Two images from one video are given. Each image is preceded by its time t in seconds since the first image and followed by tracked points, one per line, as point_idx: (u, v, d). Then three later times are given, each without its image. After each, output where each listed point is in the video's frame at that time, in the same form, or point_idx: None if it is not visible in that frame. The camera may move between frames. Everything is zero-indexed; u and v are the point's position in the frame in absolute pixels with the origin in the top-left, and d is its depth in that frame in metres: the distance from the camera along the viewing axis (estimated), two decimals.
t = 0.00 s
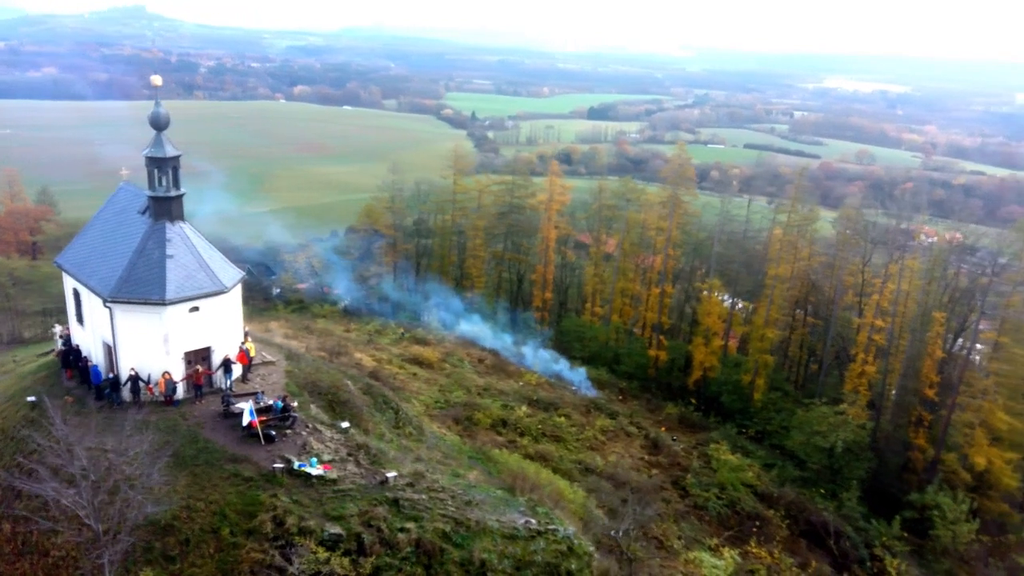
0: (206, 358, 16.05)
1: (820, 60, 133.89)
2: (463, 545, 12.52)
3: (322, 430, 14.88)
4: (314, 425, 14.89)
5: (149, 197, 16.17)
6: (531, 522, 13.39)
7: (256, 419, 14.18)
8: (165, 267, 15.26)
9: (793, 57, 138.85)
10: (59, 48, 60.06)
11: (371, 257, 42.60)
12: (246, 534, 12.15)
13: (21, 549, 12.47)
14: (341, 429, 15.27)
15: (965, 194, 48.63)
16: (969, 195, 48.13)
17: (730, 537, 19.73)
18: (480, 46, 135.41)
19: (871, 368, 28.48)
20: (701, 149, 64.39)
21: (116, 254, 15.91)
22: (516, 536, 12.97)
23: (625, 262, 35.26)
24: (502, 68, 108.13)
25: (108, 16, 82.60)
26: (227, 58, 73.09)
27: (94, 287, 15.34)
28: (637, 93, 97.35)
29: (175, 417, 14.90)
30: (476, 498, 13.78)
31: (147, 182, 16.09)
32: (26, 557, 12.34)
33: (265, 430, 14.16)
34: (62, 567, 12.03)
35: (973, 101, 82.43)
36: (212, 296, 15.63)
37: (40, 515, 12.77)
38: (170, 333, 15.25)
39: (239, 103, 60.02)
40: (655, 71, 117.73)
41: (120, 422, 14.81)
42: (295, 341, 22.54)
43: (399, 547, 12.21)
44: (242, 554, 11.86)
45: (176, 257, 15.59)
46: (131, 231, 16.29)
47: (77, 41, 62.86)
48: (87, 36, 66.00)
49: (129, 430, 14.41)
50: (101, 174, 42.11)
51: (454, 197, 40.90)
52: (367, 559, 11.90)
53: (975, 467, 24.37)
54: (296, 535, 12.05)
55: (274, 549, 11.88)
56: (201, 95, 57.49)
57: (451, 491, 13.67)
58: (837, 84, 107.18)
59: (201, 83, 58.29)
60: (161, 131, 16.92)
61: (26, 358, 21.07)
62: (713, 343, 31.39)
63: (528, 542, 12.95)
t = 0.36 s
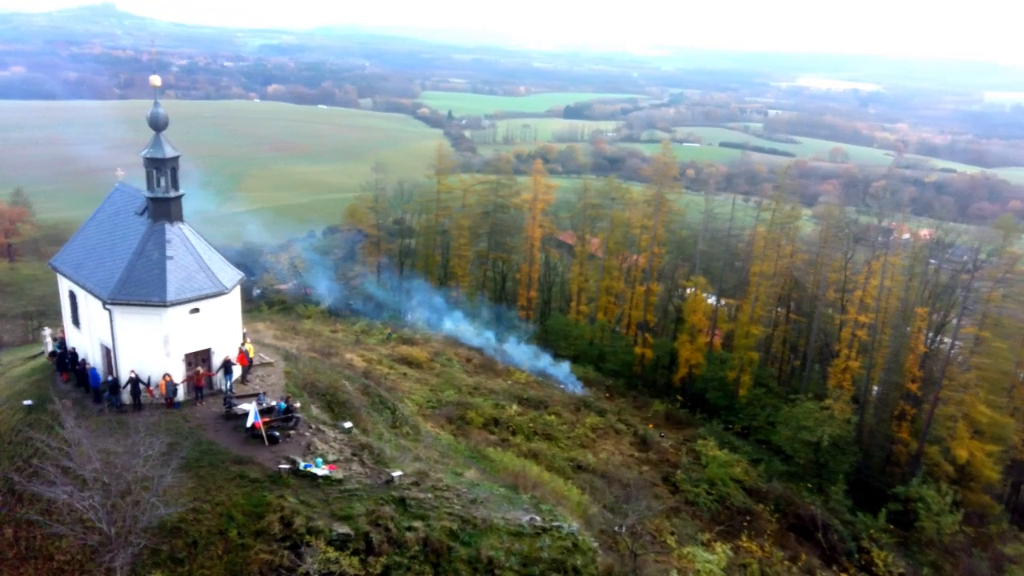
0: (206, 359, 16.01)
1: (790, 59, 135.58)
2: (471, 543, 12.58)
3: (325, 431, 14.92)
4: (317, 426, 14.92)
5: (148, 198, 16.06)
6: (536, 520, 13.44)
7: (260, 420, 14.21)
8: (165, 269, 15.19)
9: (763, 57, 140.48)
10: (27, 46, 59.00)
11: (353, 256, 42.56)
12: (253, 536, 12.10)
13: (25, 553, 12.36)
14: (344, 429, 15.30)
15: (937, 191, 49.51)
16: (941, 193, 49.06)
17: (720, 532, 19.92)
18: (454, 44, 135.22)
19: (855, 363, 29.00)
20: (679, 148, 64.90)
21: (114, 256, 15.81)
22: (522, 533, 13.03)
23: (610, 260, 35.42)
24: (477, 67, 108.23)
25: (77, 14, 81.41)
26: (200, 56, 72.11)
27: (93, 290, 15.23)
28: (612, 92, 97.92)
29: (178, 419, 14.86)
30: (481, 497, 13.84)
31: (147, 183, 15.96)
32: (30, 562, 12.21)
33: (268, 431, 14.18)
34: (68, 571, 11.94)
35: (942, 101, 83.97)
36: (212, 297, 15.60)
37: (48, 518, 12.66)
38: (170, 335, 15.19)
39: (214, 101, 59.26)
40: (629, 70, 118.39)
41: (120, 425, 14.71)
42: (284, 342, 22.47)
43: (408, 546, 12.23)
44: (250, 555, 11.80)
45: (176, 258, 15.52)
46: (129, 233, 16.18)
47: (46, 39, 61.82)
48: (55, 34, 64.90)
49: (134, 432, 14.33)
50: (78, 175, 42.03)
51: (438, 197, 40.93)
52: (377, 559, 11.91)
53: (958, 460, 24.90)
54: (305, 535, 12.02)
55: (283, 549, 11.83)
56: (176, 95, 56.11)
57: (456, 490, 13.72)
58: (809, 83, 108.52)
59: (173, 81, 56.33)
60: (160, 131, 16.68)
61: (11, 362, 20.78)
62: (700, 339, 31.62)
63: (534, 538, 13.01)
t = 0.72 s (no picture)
0: (207, 361, 15.94)
1: (763, 58, 136.94)
2: (478, 541, 12.65)
3: (329, 431, 14.97)
4: (320, 426, 14.97)
5: (148, 199, 15.97)
6: (541, 517, 13.57)
7: (264, 421, 14.17)
8: (165, 270, 15.13)
9: (738, 55, 141.86)
10: None
11: (339, 258, 42.68)
12: (262, 537, 12.06)
13: (30, 558, 12.21)
14: (347, 429, 15.34)
15: (911, 188, 50.28)
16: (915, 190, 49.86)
17: (712, 527, 20.09)
18: (430, 43, 134.91)
19: (840, 359, 29.38)
20: (658, 147, 65.33)
21: (113, 257, 15.70)
22: (528, 530, 13.13)
23: (596, 259, 35.58)
24: (454, 66, 108.22)
25: (47, 13, 80.44)
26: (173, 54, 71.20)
27: (93, 291, 15.14)
28: (589, 91, 98.37)
29: (181, 421, 14.82)
30: (485, 495, 13.94)
31: (146, 184, 15.87)
32: (34, 566, 12.06)
33: (273, 432, 14.19)
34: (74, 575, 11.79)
35: (914, 100, 85.31)
36: (212, 299, 15.56)
37: (57, 522, 12.54)
38: (171, 336, 15.13)
39: (189, 102, 58.63)
40: (605, 69, 118.91)
41: (121, 427, 14.61)
42: (275, 343, 22.40)
43: (416, 544, 12.29)
44: (259, 556, 11.78)
45: (177, 259, 15.46)
46: (127, 234, 16.07)
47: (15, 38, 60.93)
48: (25, 33, 64.03)
49: (139, 437, 14.24)
50: (57, 179, 42.37)
51: (423, 197, 40.96)
52: (386, 558, 11.96)
53: (942, 453, 25.32)
54: (313, 536, 12.04)
55: (292, 550, 11.83)
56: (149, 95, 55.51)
57: (461, 489, 13.80)
58: (784, 82, 109.72)
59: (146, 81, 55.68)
60: (159, 132, 16.59)
61: None
62: (685, 337, 31.77)
63: (540, 535, 13.10)
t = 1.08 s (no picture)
0: (208, 362, 15.92)
1: (734, 57, 138.33)
2: (486, 539, 12.73)
3: (333, 431, 15.07)
4: (325, 426, 15.06)
5: (148, 200, 15.88)
6: (547, 514, 13.76)
7: (269, 422, 14.21)
8: (167, 272, 15.03)
9: (710, 54, 143.05)
10: None
11: (323, 258, 42.73)
12: (272, 538, 12.07)
13: (35, 563, 12.29)
14: (351, 429, 15.43)
15: (882, 185, 51.11)
16: (888, 187, 50.71)
17: (704, 523, 20.25)
18: (403, 43, 134.40)
19: (825, 355, 29.71)
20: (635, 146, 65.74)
21: (113, 258, 15.58)
22: (534, 527, 13.27)
23: (580, 257, 35.78)
24: (428, 65, 107.93)
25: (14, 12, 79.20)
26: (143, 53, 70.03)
27: (93, 294, 15.02)
28: (564, 90, 98.64)
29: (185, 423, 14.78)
30: (490, 493, 14.09)
31: (146, 185, 15.80)
32: (40, 572, 12.15)
33: (278, 433, 14.21)
34: None
35: (885, 100, 86.63)
36: (215, 299, 15.49)
37: (68, 525, 12.57)
38: (173, 338, 15.06)
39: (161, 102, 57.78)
40: (579, 69, 119.31)
41: (121, 430, 14.51)
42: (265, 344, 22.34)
43: (425, 543, 12.35)
44: (270, 557, 11.79)
45: (179, 260, 15.38)
46: (128, 235, 15.95)
47: None
48: None
49: (144, 438, 14.19)
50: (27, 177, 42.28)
51: (405, 196, 41.00)
52: (397, 556, 12.01)
53: (924, 446, 25.75)
54: (324, 536, 12.06)
55: (302, 551, 11.83)
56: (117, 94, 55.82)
57: (467, 487, 13.93)
58: (757, 81, 110.86)
59: (117, 81, 54.96)
60: (160, 133, 16.50)
61: None
62: (671, 335, 31.91)
63: (546, 532, 13.24)
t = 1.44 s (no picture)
0: (210, 364, 15.98)
1: (703, 57, 139.47)
2: (494, 536, 13.01)
3: (337, 431, 15.34)
4: (329, 427, 15.32)
5: (147, 202, 15.82)
6: (552, 511, 14.09)
7: (274, 423, 14.35)
8: (169, 274, 15.04)
9: (681, 53, 143.98)
10: None
11: (304, 259, 42.56)
12: (281, 538, 12.23)
13: (42, 567, 12.25)
14: (355, 429, 15.74)
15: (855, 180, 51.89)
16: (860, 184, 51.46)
17: (693, 517, 20.45)
18: (374, 42, 133.60)
19: (808, 351, 29.97)
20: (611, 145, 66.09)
21: (113, 260, 15.52)
22: (540, 524, 13.59)
23: (565, 255, 35.97)
24: (401, 64, 107.54)
25: None
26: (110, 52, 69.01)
27: (93, 297, 14.97)
28: (538, 88, 98.80)
29: (189, 425, 14.88)
30: (494, 491, 14.39)
31: (146, 187, 15.75)
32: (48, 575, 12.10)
33: (283, 434, 14.34)
34: None
35: (854, 99, 87.81)
36: (217, 301, 15.56)
37: (78, 527, 12.64)
38: (175, 340, 15.11)
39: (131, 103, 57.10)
40: (552, 68, 119.49)
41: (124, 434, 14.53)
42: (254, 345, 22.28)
43: (435, 541, 12.60)
44: (281, 558, 11.96)
45: (180, 262, 15.36)
46: (126, 238, 15.89)
47: None
48: None
49: (151, 440, 14.24)
50: None
51: (388, 196, 40.88)
52: (406, 554, 12.25)
53: (906, 439, 26.27)
54: (334, 536, 12.27)
55: (313, 551, 12.05)
56: (85, 93, 56.19)
57: (472, 486, 14.22)
58: (728, 80, 111.80)
59: (83, 80, 57.38)
60: (159, 135, 16.45)
61: None
62: (655, 332, 32.15)
63: (552, 529, 13.58)
